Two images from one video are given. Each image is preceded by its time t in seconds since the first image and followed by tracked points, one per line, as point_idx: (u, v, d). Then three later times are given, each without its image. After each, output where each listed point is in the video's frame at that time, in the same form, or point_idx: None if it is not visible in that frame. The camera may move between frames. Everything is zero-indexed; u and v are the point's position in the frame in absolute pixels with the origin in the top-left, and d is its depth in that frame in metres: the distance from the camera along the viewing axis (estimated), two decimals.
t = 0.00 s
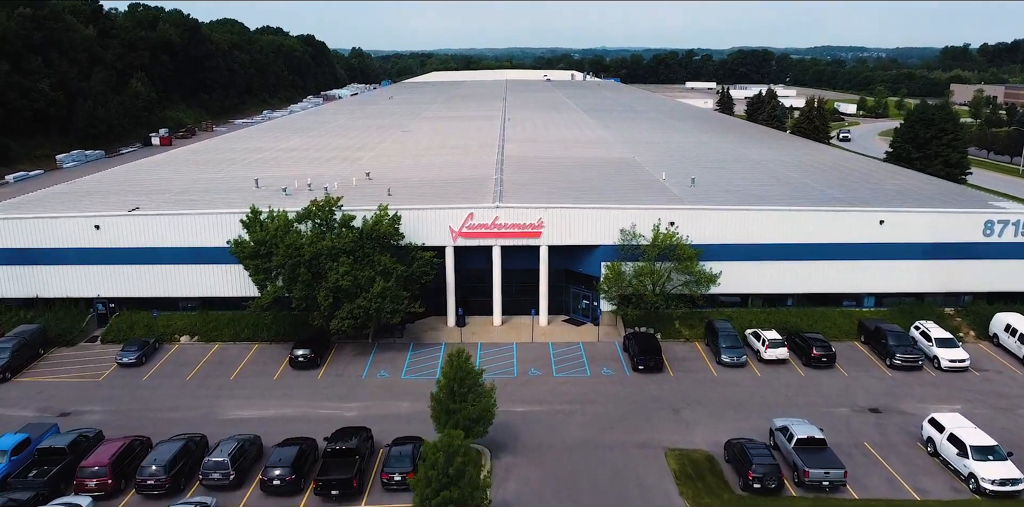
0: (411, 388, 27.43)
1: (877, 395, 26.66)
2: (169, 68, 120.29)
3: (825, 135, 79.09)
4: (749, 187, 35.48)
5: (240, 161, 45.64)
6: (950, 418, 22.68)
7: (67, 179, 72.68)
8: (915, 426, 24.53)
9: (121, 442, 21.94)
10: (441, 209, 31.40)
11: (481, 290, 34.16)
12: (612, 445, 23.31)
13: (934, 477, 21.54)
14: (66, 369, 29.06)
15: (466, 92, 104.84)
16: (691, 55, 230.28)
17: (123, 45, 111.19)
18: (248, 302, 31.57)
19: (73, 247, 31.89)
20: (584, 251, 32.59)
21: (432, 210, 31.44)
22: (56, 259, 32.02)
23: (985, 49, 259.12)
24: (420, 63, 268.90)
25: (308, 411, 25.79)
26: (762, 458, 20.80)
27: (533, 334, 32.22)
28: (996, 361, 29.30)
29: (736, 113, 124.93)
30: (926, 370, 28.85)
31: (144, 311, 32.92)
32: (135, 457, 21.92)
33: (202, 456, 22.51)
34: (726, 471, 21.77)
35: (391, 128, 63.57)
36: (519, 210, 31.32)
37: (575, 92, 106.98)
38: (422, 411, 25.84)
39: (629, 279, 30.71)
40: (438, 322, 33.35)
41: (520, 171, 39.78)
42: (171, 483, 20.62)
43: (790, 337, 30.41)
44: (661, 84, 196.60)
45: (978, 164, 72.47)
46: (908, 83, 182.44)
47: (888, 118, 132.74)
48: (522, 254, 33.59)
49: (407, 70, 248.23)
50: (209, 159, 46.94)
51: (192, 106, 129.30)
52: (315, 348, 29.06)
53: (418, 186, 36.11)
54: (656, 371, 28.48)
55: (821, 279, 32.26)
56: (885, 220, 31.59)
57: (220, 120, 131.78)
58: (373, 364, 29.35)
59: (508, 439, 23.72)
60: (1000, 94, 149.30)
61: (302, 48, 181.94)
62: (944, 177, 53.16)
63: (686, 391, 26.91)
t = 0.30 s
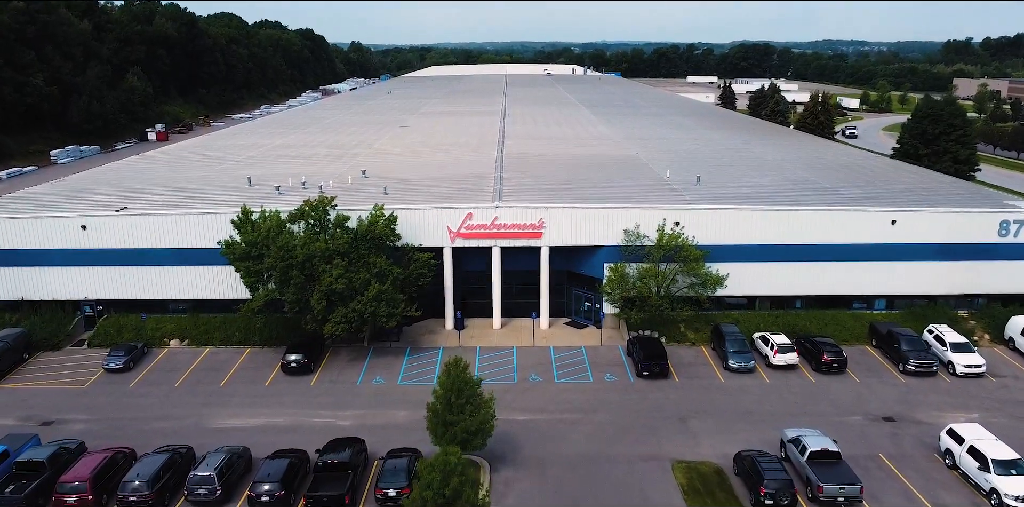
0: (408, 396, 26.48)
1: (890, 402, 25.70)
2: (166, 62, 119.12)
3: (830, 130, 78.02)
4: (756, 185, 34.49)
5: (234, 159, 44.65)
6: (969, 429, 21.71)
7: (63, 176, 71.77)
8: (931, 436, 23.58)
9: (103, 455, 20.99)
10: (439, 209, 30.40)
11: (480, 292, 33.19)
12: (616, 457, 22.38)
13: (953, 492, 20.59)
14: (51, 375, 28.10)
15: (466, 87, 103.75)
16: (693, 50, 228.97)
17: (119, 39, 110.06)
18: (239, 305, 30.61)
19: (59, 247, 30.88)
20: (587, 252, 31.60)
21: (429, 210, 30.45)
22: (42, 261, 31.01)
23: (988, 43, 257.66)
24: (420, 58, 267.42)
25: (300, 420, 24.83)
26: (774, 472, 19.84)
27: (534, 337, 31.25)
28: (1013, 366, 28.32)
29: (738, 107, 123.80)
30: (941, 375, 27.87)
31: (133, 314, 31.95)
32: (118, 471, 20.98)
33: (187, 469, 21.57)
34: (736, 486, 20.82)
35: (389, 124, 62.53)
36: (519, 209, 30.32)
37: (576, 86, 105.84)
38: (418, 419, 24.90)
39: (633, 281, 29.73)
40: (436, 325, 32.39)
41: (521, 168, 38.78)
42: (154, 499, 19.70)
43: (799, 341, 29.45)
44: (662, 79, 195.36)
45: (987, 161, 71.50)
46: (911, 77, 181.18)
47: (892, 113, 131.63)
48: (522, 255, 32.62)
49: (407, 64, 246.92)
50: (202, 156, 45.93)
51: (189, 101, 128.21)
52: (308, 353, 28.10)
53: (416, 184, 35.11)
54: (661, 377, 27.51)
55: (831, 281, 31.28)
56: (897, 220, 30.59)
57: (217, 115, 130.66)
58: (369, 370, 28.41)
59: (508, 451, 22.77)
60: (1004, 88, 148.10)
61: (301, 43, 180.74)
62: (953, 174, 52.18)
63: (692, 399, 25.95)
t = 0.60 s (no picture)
0: (404, 397, 25.53)
1: (905, 404, 24.75)
2: (162, 50, 117.78)
3: (834, 120, 76.84)
4: (763, 178, 33.44)
5: (227, 150, 43.58)
6: (989, 435, 20.78)
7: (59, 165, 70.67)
8: (948, 441, 22.65)
9: (83, 463, 20.10)
10: (436, 203, 29.38)
11: (479, 288, 32.20)
12: (620, 463, 21.44)
13: (974, 502, 19.68)
14: (35, 375, 27.17)
15: (465, 75, 102.42)
16: (694, 37, 227.14)
17: (114, 26, 108.70)
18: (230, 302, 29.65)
19: (43, 243, 29.85)
20: (589, 248, 30.60)
21: (426, 204, 29.45)
22: (26, 256, 29.99)
23: (991, 30, 255.72)
24: (419, 45, 265.42)
25: (291, 423, 23.90)
26: (787, 483, 18.92)
27: (535, 335, 30.28)
28: None
29: (740, 96, 122.46)
30: (956, 376, 26.92)
31: (121, 311, 30.97)
32: (99, 480, 20.09)
33: (172, 476, 20.67)
34: (746, 495, 19.92)
35: (386, 113, 61.42)
36: (520, 203, 29.30)
37: (576, 74, 104.51)
38: (414, 423, 23.96)
39: (637, 278, 28.78)
40: (433, 323, 31.41)
41: (521, 160, 37.71)
42: None
43: (809, 340, 28.49)
44: (663, 66, 193.74)
45: (995, 150, 70.33)
46: (914, 65, 179.62)
47: (895, 101, 130.33)
48: (522, 251, 31.61)
49: (406, 52, 245.06)
50: (194, 147, 44.85)
51: (186, 89, 126.86)
52: (300, 353, 27.14)
53: (412, 176, 34.06)
54: (666, 378, 26.56)
55: (841, 277, 30.29)
56: (910, 214, 29.57)
57: (214, 104, 129.35)
58: (364, 370, 27.46)
59: (507, 457, 21.84)
60: (1008, 76, 146.66)
61: (299, 30, 179.08)
62: (962, 164, 51.06)
63: (699, 400, 25.01)
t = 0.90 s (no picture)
0: (399, 400, 24.59)
1: (920, 407, 23.83)
2: (157, 37, 116.34)
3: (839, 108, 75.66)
4: (771, 170, 32.40)
5: (220, 140, 42.51)
6: (1011, 444, 19.85)
7: (55, 152, 69.86)
8: (966, 448, 21.73)
9: (62, 473, 19.18)
10: (433, 197, 28.35)
11: (478, 284, 31.20)
12: (625, 472, 20.51)
13: None
14: (17, 376, 26.20)
15: (464, 63, 101.06)
16: (696, 24, 225.29)
17: (109, 13, 107.25)
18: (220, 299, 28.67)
19: (26, 238, 28.82)
20: (592, 243, 29.60)
21: (422, 198, 28.41)
22: (9, 252, 28.97)
23: (995, 17, 253.77)
24: (419, 31, 263.33)
25: (282, 428, 22.95)
26: (801, 497, 17.99)
27: (535, 334, 29.31)
28: None
29: (743, 83, 121.13)
30: (972, 377, 25.98)
31: (107, 308, 29.99)
32: (79, 491, 19.19)
33: (156, 486, 19.76)
34: None
35: (384, 102, 60.28)
36: (520, 197, 28.28)
37: (577, 61, 103.17)
38: (411, 427, 23.03)
39: (641, 275, 27.82)
40: (430, 320, 30.44)
41: (521, 151, 36.65)
42: None
43: (819, 339, 27.56)
44: (664, 53, 192.06)
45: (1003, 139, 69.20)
46: (917, 52, 178.03)
47: (899, 88, 128.97)
48: (522, 246, 30.61)
49: (405, 38, 243.18)
50: (186, 138, 43.75)
51: (182, 77, 125.43)
52: (292, 353, 26.19)
53: (409, 169, 33.00)
54: (671, 380, 25.62)
55: (852, 274, 29.30)
56: (924, 208, 28.54)
57: (211, 91, 127.99)
58: (358, 371, 26.50)
59: (507, 465, 20.91)
60: (1013, 63, 145.28)
61: (297, 16, 177.39)
62: (972, 154, 50.01)
63: (706, 404, 24.07)
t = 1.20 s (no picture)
0: (394, 404, 23.62)
1: (936, 412, 22.89)
2: (153, 24, 114.86)
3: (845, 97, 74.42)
4: (780, 163, 31.34)
5: (212, 130, 41.38)
6: None
7: (50, 140, 68.79)
8: (986, 456, 20.79)
9: (39, 486, 18.25)
10: (430, 191, 27.31)
11: (477, 281, 30.20)
12: (630, 483, 19.57)
13: None
14: None
15: (464, 50, 99.68)
16: (697, 11, 223.27)
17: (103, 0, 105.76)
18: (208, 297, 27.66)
19: (9, 234, 27.80)
20: (594, 239, 28.58)
21: (418, 192, 27.36)
22: None
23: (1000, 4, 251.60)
24: (418, 18, 261.30)
25: (271, 435, 22.00)
26: None
27: (536, 333, 28.32)
28: None
29: (746, 71, 119.72)
30: (989, 378, 25.00)
31: (94, 307, 29.00)
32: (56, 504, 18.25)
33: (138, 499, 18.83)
34: None
35: (382, 90, 59.10)
36: (520, 192, 27.25)
37: (578, 49, 101.75)
38: (406, 434, 22.08)
39: (646, 272, 26.82)
40: (427, 319, 29.46)
41: (521, 142, 35.58)
42: None
43: (830, 339, 26.58)
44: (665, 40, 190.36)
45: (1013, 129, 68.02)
46: (921, 39, 176.39)
47: (903, 76, 127.54)
48: (521, 242, 29.61)
49: (405, 25, 241.15)
50: (177, 128, 42.62)
51: (179, 64, 124.04)
52: (284, 354, 25.22)
53: (405, 162, 31.94)
54: (677, 382, 24.66)
55: (864, 271, 28.28)
56: (940, 203, 27.50)
57: (208, 79, 126.62)
58: (352, 372, 25.54)
59: (505, 475, 19.96)
60: (1019, 51, 143.70)
61: (294, 3, 175.60)
62: (983, 144, 48.83)
63: (713, 408, 23.11)
